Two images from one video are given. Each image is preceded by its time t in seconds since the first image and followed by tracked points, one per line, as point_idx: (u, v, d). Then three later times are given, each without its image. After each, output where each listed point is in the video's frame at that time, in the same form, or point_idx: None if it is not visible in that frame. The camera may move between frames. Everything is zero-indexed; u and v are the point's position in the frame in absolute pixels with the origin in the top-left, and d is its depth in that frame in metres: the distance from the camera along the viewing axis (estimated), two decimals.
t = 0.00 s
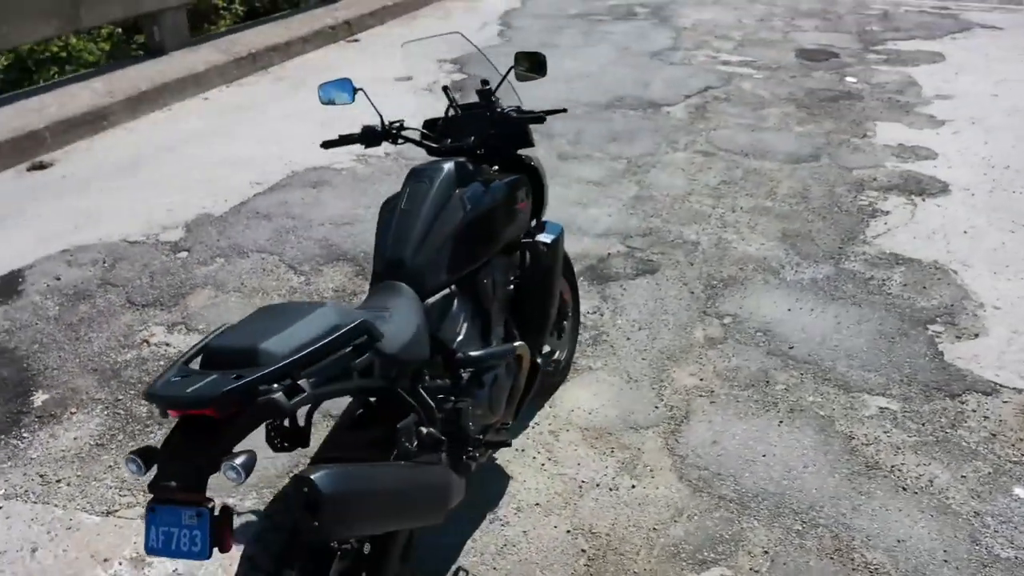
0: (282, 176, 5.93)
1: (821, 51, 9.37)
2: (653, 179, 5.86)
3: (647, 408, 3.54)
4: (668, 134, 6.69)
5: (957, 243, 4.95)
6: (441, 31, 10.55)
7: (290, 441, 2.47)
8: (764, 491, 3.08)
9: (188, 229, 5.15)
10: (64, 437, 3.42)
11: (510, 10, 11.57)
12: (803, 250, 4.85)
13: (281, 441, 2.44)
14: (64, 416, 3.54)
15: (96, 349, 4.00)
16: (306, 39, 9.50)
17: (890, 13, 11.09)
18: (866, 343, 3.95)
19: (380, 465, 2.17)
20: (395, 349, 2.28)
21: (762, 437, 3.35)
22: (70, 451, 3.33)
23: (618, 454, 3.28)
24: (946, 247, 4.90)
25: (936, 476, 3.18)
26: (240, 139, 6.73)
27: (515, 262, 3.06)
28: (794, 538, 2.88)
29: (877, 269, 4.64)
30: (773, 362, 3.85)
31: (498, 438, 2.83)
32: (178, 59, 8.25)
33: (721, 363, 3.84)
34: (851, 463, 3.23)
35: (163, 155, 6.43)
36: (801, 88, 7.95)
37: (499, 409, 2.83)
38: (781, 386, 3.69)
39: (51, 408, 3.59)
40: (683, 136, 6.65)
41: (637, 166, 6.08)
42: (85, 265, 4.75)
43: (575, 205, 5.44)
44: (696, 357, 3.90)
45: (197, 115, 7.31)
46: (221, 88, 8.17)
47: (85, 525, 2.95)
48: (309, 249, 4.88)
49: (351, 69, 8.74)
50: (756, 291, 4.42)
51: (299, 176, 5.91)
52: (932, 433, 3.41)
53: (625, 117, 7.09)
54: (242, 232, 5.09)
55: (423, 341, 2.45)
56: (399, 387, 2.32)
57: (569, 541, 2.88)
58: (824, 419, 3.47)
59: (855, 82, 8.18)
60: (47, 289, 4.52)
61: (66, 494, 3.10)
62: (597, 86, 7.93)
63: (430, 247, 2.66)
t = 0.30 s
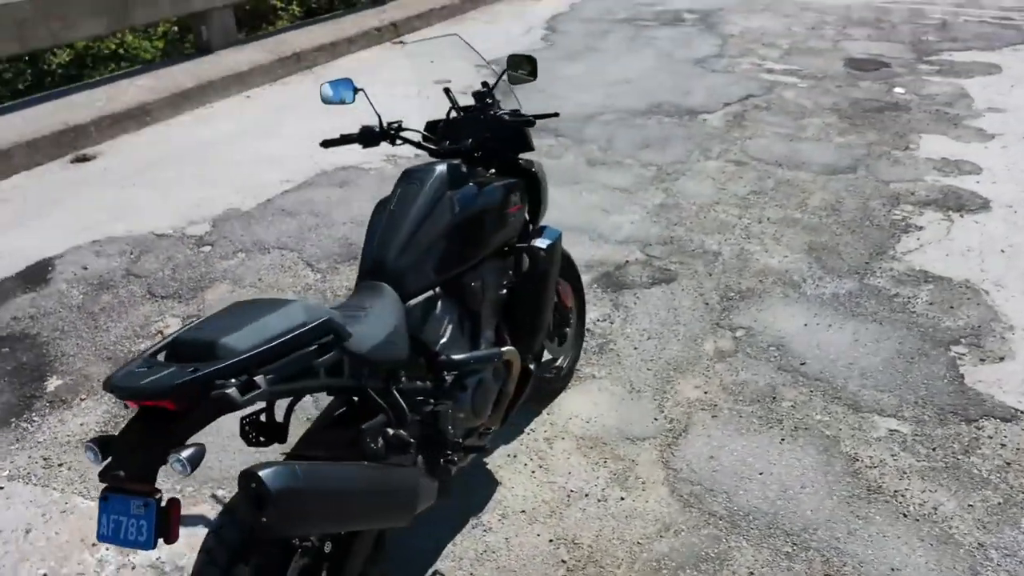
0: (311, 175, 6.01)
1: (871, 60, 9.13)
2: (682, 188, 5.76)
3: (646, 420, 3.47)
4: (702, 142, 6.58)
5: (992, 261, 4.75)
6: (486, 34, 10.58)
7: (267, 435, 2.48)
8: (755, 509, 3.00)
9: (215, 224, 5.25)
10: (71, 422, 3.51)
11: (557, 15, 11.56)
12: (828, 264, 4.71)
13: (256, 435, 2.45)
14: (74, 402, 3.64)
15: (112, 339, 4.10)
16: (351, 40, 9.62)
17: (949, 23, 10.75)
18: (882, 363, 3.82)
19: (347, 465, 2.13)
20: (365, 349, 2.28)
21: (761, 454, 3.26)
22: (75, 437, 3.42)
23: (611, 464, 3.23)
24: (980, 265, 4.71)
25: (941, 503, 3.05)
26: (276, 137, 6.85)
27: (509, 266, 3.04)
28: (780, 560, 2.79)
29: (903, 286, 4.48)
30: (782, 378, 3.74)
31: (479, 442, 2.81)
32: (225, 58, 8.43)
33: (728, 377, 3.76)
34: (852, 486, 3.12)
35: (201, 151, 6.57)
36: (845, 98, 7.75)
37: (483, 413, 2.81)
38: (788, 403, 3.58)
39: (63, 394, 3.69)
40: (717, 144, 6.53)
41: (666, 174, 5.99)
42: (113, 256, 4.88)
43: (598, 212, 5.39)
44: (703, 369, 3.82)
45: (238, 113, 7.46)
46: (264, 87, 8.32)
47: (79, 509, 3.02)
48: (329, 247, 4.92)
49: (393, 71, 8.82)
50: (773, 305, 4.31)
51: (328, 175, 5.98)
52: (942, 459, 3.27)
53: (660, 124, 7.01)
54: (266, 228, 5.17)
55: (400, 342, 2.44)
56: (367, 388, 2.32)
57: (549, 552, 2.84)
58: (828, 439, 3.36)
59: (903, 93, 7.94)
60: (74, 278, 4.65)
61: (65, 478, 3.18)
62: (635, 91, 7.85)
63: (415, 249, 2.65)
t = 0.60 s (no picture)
0: (341, 173, 6.08)
1: (925, 70, 8.85)
2: (710, 196, 5.66)
3: (643, 431, 3.42)
4: (737, 151, 6.46)
5: None
6: (532, 37, 10.57)
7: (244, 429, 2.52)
8: (744, 528, 2.92)
9: (241, 219, 5.35)
10: (80, 408, 3.61)
11: (605, 20, 11.49)
12: (851, 279, 4.57)
13: (232, 429, 2.49)
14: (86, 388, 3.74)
15: (130, 328, 4.20)
16: (396, 41, 9.71)
17: (1012, 34, 10.36)
18: (896, 384, 3.69)
19: (308, 464, 2.13)
20: (334, 348, 2.29)
21: (757, 472, 3.17)
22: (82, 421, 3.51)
23: (601, 475, 3.19)
24: (1014, 286, 4.52)
25: (941, 533, 2.93)
26: (311, 135, 6.95)
27: (501, 270, 3.02)
28: None
29: (929, 305, 4.32)
30: (790, 396, 3.63)
31: (460, 445, 2.81)
32: (271, 57, 8.59)
33: (733, 391, 3.67)
34: (848, 510, 3.02)
35: (239, 147, 6.71)
36: (892, 109, 7.53)
37: (466, 417, 2.80)
38: (792, 421, 3.48)
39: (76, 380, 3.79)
40: (752, 153, 6.41)
41: (696, 182, 5.90)
42: (141, 247, 5.01)
43: (622, 219, 5.33)
44: (708, 382, 3.74)
45: (279, 110, 7.58)
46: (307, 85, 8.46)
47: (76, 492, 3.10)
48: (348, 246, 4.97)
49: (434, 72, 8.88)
50: (788, 319, 4.20)
51: (357, 174, 6.04)
52: (948, 487, 3.13)
53: (695, 131, 6.90)
54: (290, 225, 5.24)
55: (375, 343, 2.45)
56: (338, 386, 2.33)
57: (528, 560, 2.82)
58: (829, 460, 3.26)
59: (954, 105, 7.67)
60: (101, 268, 4.79)
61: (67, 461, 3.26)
62: (674, 98, 7.75)
63: (400, 249, 2.65)
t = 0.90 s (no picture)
0: (370, 173, 6.14)
1: (981, 81, 8.54)
2: (738, 206, 5.55)
3: (638, 443, 3.36)
4: (772, 160, 6.32)
5: None
6: (578, 40, 10.52)
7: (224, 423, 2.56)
8: (729, 549, 2.85)
9: (268, 216, 5.44)
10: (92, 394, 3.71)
11: (654, 24, 11.38)
12: (874, 296, 4.43)
13: (211, 422, 2.53)
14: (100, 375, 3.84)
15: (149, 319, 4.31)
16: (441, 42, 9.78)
17: None
18: (908, 406, 3.56)
19: (272, 463, 2.18)
20: (303, 348, 2.31)
21: (750, 490, 3.10)
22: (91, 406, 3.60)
23: (590, 485, 3.15)
24: None
25: (937, 564, 2.81)
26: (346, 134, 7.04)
27: (493, 275, 3.01)
28: None
29: (955, 325, 4.16)
30: (795, 414, 3.54)
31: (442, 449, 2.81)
32: (316, 56, 8.73)
33: (736, 407, 3.59)
34: (841, 535, 2.92)
35: (275, 144, 6.83)
36: (941, 120, 7.28)
37: (449, 421, 2.79)
38: (795, 440, 3.39)
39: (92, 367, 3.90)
40: (788, 163, 6.26)
41: (726, 191, 5.79)
42: (169, 239, 5.13)
43: (645, 226, 5.26)
44: (712, 396, 3.66)
45: (319, 108, 7.70)
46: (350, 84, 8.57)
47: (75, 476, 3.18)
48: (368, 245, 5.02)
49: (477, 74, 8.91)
50: (804, 335, 4.09)
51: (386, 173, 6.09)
52: (951, 517, 3.01)
53: (731, 139, 6.78)
54: (315, 223, 5.32)
55: (350, 344, 2.46)
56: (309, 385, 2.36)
57: (505, 568, 2.80)
58: (828, 482, 3.16)
59: (1009, 118, 7.38)
60: (129, 258, 4.92)
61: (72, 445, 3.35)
62: (714, 104, 7.62)
63: (385, 251, 2.65)
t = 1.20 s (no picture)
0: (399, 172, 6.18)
1: None
2: (766, 215, 5.44)
3: (633, 454, 3.31)
4: (806, 169, 6.18)
5: None
6: (623, 44, 10.44)
7: (207, 415, 2.60)
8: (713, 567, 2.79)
9: (294, 211, 5.53)
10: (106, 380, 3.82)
11: (703, 28, 11.22)
12: (896, 312, 4.30)
13: (194, 414, 2.57)
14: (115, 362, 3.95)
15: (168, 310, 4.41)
16: (485, 44, 9.81)
17: None
18: (919, 429, 3.44)
19: (237, 459, 2.21)
20: (276, 346, 2.33)
21: (742, 508, 3.03)
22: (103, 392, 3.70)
23: (579, 494, 3.12)
24: None
25: None
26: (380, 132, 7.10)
27: (485, 279, 3.01)
28: None
29: (979, 346, 4.00)
30: (799, 431, 3.45)
31: (425, 452, 2.81)
32: (359, 55, 8.83)
33: (739, 421, 3.51)
34: (831, 558, 2.83)
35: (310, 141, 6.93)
36: (991, 133, 7.02)
37: (432, 424, 2.79)
38: (795, 457, 3.30)
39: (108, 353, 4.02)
40: (823, 172, 6.11)
41: (755, 199, 5.68)
42: (197, 232, 5.25)
43: (668, 233, 5.19)
44: (715, 409, 3.59)
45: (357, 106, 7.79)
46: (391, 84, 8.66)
47: (79, 460, 3.27)
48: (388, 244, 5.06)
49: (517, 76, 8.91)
50: (818, 350, 3.98)
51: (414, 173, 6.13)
52: (951, 546, 2.89)
53: (767, 147, 6.64)
54: (339, 221, 5.38)
55: (328, 343, 2.48)
56: (282, 382, 2.39)
57: (483, 572, 2.78)
58: (825, 504, 3.07)
59: None
60: (157, 249, 5.05)
61: (80, 429, 3.44)
62: (754, 111, 7.48)
63: (371, 252, 2.67)
